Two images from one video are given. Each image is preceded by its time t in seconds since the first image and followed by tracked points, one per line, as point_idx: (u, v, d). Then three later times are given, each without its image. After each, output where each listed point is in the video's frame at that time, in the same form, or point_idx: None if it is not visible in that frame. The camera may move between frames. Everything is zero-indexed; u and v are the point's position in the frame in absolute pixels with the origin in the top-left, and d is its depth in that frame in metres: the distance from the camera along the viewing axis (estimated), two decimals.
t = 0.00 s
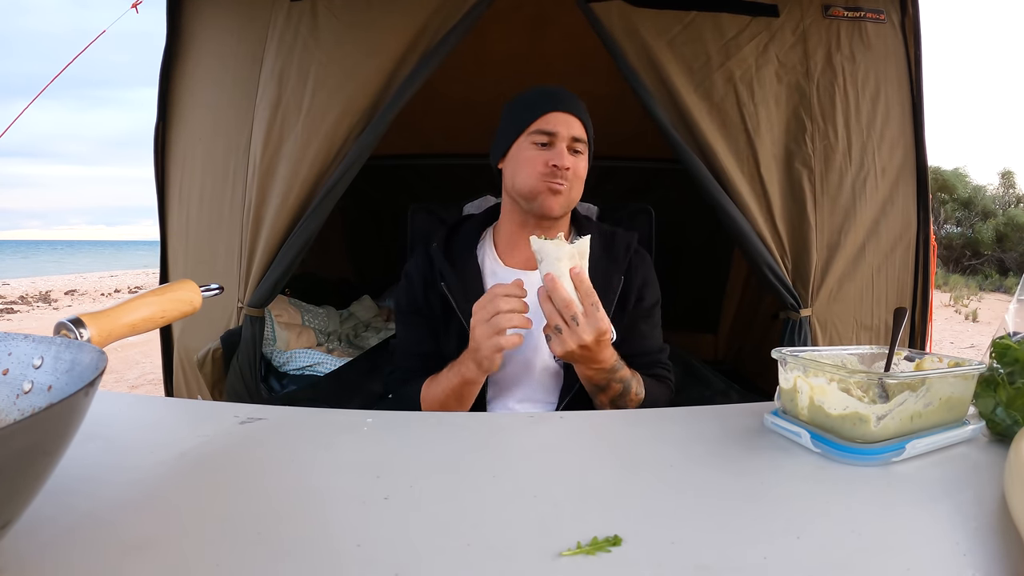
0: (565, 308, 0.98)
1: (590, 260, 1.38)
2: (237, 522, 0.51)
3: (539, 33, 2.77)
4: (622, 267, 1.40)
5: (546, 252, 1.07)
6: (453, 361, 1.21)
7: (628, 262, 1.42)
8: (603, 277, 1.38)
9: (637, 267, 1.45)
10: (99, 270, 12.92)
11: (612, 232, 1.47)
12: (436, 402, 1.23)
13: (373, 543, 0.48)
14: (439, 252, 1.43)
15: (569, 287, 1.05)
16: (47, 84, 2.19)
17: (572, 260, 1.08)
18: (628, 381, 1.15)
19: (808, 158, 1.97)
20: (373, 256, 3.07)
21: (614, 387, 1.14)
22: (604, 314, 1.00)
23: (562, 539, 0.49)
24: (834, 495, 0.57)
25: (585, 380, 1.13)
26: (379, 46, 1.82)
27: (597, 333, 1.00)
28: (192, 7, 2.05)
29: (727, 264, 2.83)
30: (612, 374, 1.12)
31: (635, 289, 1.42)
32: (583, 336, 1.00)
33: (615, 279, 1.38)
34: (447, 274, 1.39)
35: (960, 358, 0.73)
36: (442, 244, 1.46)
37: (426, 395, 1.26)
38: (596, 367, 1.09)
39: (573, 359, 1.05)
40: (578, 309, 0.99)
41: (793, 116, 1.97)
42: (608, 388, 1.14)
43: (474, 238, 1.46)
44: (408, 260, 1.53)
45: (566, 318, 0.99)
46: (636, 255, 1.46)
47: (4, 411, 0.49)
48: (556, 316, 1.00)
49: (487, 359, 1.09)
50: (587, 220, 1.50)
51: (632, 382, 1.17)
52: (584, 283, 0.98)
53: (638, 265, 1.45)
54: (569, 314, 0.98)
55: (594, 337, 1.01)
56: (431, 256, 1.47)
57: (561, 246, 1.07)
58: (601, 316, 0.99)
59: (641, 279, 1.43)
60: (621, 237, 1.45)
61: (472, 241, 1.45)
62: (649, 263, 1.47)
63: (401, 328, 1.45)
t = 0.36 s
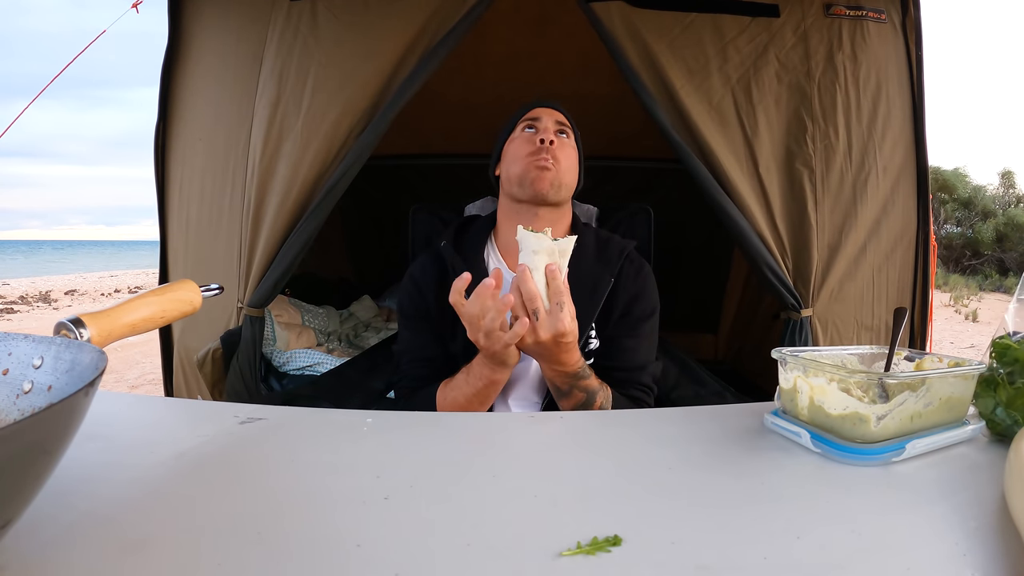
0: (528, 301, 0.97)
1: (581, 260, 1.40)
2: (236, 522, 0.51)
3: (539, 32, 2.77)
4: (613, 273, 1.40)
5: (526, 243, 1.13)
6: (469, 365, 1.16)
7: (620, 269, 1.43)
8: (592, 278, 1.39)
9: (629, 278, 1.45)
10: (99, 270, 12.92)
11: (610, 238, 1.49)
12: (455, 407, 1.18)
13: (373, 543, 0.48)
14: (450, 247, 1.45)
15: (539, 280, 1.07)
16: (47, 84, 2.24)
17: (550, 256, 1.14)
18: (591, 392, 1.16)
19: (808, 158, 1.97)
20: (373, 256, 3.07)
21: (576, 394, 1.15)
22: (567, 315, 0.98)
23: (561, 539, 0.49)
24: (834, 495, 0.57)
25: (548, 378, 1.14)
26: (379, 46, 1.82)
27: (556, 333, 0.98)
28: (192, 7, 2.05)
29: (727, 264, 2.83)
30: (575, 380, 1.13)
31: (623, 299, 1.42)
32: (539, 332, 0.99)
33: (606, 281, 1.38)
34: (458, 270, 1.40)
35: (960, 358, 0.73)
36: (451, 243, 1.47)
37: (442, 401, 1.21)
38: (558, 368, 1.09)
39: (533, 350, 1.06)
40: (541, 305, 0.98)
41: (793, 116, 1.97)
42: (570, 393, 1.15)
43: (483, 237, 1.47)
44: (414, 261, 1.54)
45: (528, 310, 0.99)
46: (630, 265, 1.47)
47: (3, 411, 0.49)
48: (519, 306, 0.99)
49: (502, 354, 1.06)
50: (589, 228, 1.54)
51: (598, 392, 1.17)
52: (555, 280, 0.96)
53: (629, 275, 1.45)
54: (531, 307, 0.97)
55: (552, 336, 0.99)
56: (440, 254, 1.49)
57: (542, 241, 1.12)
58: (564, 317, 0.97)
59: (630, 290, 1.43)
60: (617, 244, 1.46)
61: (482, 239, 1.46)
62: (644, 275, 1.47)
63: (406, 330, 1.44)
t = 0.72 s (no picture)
0: (538, 278, 0.98)
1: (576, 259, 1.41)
2: (236, 522, 0.51)
3: (539, 33, 2.77)
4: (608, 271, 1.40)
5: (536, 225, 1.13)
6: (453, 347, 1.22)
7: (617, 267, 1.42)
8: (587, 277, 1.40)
9: (627, 274, 1.44)
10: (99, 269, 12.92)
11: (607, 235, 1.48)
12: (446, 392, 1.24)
13: (373, 543, 0.48)
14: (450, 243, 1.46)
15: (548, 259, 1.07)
16: (47, 85, 2.18)
17: (560, 238, 1.13)
18: (599, 375, 1.15)
19: (808, 158, 1.97)
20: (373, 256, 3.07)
21: (583, 375, 1.14)
22: (577, 291, 0.97)
23: (561, 539, 0.49)
24: (834, 495, 0.57)
25: (557, 360, 1.14)
26: (380, 46, 1.82)
27: (565, 309, 0.97)
28: (192, 7, 2.05)
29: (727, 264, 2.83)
30: (583, 361, 1.12)
31: (621, 296, 1.42)
32: (548, 310, 0.98)
33: (601, 280, 1.38)
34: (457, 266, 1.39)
35: (960, 358, 0.73)
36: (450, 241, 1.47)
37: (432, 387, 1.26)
38: (567, 348, 1.09)
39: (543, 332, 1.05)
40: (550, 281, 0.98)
41: (793, 116, 1.97)
42: (578, 375, 1.15)
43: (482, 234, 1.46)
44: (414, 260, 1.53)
45: (538, 288, 0.99)
46: (628, 261, 1.46)
47: (3, 410, 0.49)
48: (530, 284, 1.00)
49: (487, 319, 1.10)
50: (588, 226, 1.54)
51: (604, 378, 1.17)
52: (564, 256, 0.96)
53: (626, 272, 1.44)
54: (541, 284, 0.98)
55: (561, 313, 0.98)
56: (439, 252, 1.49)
57: (552, 222, 1.12)
58: (573, 294, 0.97)
59: (627, 287, 1.43)
60: (613, 241, 1.46)
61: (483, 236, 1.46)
62: (642, 272, 1.46)
63: (407, 329, 1.44)
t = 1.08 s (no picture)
0: (568, 274, 1.00)
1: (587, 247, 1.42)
2: (236, 522, 0.51)
3: (539, 33, 2.77)
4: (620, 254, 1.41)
5: (558, 211, 1.11)
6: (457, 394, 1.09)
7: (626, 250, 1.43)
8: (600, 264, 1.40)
9: (637, 257, 1.45)
10: (99, 270, 12.92)
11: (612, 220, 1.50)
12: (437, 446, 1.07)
13: (373, 543, 0.48)
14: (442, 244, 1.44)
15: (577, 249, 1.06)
16: (47, 84, 2.23)
17: (584, 223, 1.11)
18: (626, 365, 1.13)
19: (808, 158, 1.97)
20: (373, 256, 3.07)
21: (612, 367, 1.11)
22: (608, 287, 1.00)
23: (561, 539, 0.49)
24: (833, 495, 0.57)
25: (583, 355, 1.11)
26: (379, 46, 1.82)
27: (598, 304, 0.98)
28: (192, 7, 2.05)
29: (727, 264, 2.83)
30: (611, 353, 1.10)
31: (633, 277, 1.43)
32: (581, 306, 0.99)
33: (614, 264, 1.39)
34: (451, 269, 1.39)
35: (960, 358, 0.73)
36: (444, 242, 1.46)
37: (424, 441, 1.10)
38: (593, 342, 1.07)
39: (574, 330, 1.04)
40: (580, 276, 1.00)
41: (793, 115, 1.97)
42: (606, 368, 1.12)
43: (477, 232, 1.46)
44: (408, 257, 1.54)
45: (567, 284, 1.00)
46: (636, 244, 1.47)
47: (4, 410, 0.49)
48: (558, 280, 1.02)
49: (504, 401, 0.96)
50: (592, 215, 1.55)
51: (632, 367, 1.14)
52: (593, 249, 1.01)
53: (636, 255, 1.46)
54: (571, 280, 1.00)
55: (593, 309, 0.99)
56: (433, 253, 1.48)
57: (575, 208, 1.10)
58: (605, 287, 0.99)
59: (638, 268, 1.44)
60: (620, 227, 1.48)
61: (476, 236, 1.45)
62: (650, 253, 1.48)
63: (402, 331, 1.45)
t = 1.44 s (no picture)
0: (578, 335, 0.97)
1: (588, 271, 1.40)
2: (235, 522, 0.51)
3: (539, 33, 2.77)
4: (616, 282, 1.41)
5: (568, 262, 1.10)
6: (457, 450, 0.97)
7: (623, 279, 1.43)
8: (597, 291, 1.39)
9: (632, 285, 1.45)
10: (99, 270, 12.93)
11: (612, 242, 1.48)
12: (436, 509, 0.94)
13: (373, 544, 0.48)
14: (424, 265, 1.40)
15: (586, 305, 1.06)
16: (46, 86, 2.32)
17: (593, 275, 1.11)
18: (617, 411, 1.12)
19: (809, 157, 1.97)
20: (373, 256, 3.07)
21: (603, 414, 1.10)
22: (617, 346, 0.99)
23: (561, 539, 0.49)
24: (834, 495, 0.57)
25: (574, 399, 1.09)
26: (379, 46, 1.82)
27: (608, 365, 0.99)
28: (192, 7, 2.05)
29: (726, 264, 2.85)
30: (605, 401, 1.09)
31: (625, 305, 1.43)
32: (592, 369, 0.98)
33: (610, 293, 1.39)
34: (433, 299, 1.35)
35: (960, 358, 0.73)
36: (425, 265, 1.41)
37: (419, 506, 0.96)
38: (591, 393, 1.06)
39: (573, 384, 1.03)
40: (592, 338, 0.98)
41: (794, 114, 1.97)
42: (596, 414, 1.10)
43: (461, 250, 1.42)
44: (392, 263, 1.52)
45: (577, 345, 0.98)
46: (633, 272, 1.46)
47: (3, 411, 0.49)
48: (567, 340, 0.98)
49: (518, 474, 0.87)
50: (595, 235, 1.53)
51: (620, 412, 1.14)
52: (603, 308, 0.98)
53: (632, 283, 1.45)
54: (581, 342, 0.97)
55: (603, 369, 0.99)
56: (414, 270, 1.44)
57: (586, 260, 1.09)
58: (615, 347, 0.99)
59: (632, 297, 1.43)
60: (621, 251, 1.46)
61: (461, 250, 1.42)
62: (646, 280, 1.48)
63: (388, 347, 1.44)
